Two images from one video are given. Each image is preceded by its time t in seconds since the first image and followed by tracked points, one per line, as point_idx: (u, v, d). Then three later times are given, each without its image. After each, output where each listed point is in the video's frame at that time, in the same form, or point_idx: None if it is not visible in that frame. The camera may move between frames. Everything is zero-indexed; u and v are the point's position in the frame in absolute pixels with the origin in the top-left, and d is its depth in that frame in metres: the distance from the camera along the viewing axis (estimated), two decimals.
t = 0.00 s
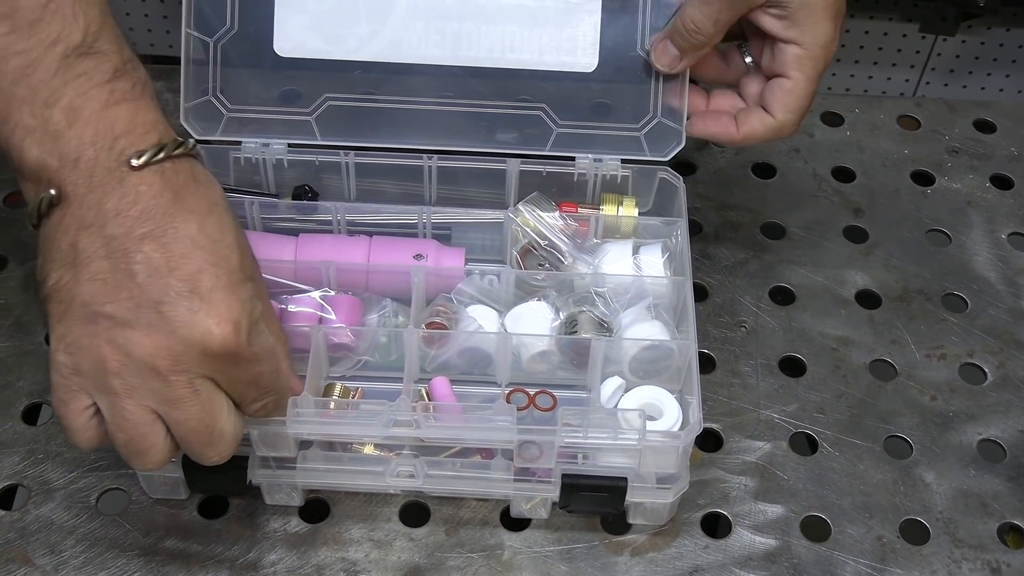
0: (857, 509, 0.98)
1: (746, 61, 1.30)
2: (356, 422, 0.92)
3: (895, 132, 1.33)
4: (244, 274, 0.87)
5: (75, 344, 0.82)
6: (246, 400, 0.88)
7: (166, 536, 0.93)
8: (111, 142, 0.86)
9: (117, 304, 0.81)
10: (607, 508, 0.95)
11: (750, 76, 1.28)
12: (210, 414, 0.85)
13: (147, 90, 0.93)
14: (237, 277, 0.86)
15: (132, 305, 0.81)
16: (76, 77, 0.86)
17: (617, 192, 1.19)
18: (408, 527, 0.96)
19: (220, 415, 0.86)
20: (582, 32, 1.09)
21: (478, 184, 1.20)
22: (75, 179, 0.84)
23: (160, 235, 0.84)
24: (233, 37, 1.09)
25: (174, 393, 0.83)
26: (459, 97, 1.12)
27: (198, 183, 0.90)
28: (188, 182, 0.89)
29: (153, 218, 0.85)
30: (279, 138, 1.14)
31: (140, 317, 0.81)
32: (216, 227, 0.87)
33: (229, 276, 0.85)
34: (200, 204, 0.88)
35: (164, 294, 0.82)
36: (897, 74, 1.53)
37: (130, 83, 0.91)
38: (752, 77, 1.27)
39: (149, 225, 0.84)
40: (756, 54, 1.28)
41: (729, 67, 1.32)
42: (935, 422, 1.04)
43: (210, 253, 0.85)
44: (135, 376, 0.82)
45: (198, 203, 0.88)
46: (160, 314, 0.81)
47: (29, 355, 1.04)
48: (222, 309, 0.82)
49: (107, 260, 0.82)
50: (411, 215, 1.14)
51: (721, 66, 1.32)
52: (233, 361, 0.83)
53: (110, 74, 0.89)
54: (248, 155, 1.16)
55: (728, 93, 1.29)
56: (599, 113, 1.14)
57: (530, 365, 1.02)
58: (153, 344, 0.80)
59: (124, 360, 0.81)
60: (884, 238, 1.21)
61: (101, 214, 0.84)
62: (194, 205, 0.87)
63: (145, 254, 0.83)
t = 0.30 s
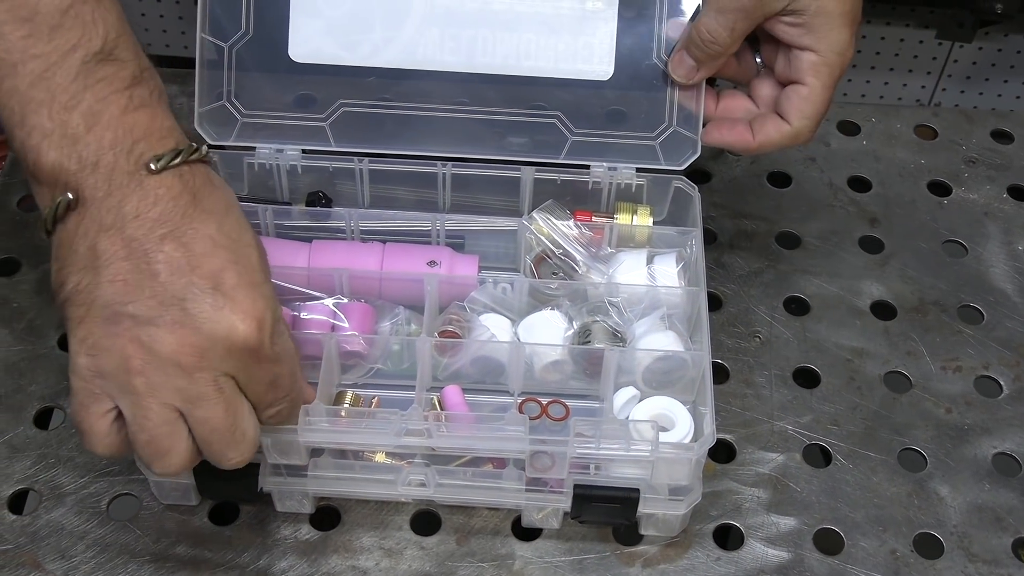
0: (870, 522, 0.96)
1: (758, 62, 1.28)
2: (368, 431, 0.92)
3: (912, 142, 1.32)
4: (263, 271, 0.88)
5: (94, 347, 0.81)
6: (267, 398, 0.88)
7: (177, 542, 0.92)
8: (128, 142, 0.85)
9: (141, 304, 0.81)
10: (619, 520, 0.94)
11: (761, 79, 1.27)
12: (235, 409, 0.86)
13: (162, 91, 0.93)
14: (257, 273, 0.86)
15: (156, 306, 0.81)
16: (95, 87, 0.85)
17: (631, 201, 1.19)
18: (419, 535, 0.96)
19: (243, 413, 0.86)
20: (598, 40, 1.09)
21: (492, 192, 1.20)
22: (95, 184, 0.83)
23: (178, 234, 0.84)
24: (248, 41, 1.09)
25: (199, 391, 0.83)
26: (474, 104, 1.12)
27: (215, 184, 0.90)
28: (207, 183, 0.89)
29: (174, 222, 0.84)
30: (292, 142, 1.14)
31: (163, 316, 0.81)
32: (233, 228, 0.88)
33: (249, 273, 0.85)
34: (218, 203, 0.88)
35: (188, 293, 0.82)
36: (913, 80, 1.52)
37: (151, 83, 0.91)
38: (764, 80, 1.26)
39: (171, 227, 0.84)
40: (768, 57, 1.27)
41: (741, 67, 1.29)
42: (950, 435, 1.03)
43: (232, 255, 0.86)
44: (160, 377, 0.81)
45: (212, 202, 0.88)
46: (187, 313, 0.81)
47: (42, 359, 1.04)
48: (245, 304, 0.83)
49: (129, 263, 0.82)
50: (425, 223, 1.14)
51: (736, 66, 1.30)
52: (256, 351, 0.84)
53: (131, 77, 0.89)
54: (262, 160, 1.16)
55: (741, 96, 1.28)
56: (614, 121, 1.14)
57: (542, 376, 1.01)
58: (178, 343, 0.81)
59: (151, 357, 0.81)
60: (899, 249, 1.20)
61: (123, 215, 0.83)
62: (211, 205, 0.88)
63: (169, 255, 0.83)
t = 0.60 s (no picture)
0: (883, 533, 0.95)
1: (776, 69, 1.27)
2: (381, 435, 0.92)
3: (929, 151, 1.31)
4: (289, 137, 0.93)
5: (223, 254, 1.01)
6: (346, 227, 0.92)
7: (188, 545, 0.92)
8: (154, 85, 0.96)
9: (187, 212, 0.92)
10: (629, 528, 0.94)
11: (779, 85, 1.26)
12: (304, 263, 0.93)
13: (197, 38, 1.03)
14: (289, 141, 0.92)
15: (199, 214, 0.92)
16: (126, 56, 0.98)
17: (646, 208, 1.19)
18: (430, 541, 0.95)
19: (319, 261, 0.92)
20: (615, 48, 1.11)
21: (508, 198, 1.20)
22: (135, 128, 0.97)
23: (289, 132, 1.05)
24: (264, 45, 1.11)
25: (263, 261, 0.92)
26: (490, 109, 1.14)
27: (242, 87, 0.97)
28: (230, 88, 0.97)
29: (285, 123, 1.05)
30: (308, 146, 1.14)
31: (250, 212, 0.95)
32: (260, 115, 0.94)
33: (276, 143, 0.92)
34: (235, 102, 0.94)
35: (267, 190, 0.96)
36: (930, 87, 1.52)
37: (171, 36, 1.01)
38: (782, 86, 1.26)
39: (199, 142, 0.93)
40: (786, 63, 1.26)
41: (759, 73, 1.29)
42: (964, 446, 1.02)
43: (259, 134, 0.93)
44: (224, 264, 0.93)
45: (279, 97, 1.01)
46: (224, 218, 0.93)
47: (54, 360, 1.04)
48: (291, 176, 0.93)
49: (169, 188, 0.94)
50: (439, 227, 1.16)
51: (754, 73, 1.29)
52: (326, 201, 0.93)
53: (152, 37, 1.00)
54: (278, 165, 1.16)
55: (759, 102, 1.27)
56: (630, 127, 1.15)
57: (556, 383, 1.01)
58: (223, 236, 0.92)
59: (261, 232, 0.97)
60: (915, 258, 1.19)
61: (159, 143, 0.94)
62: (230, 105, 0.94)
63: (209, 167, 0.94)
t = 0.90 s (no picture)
0: (888, 539, 0.95)
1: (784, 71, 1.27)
2: (386, 440, 0.91)
3: (936, 156, 1.30)
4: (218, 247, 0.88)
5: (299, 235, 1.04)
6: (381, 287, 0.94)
7: (191, 548, 0.92)
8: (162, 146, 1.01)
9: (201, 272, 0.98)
10: (634, 533, 0.93)
11: (786, 87, 1.26)
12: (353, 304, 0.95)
13: (196, 73, 1.04)
14: (222, 237, 0.89)
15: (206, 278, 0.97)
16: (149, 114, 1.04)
17: (652, 212, 1.19)
18: (434, 545, 0.95)
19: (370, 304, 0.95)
20: (623, 52, 1.13)
21: (515, 202, 1.20)
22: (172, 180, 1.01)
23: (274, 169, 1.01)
24: (273, 45, 1.16)
25: (324, 296, 0.96)
26: (494, 112, 1.15)
27: (198, 149, 0.95)
28: (191, 149, 0.95)
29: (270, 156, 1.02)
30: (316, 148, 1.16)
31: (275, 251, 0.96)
32: (204, 188, 0.92)
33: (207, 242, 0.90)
34: (188, 175, 0.93)
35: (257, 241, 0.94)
36: (935, 92, 1.52)
37: (170, 89, 1.02)
38: (789, 89, 1.25)
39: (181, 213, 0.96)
40: (794, 65, 1.26)
41: (766, 76, 1.29)
42: (970, 452, 1.02)
43: (199, 225, 0.90)
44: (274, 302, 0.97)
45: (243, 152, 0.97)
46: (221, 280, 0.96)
47: (60, 361, 1.05)
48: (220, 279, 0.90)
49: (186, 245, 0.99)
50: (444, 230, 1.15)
51: (761, 75, 1.29)
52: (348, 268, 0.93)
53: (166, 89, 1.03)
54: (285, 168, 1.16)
55: (766, 104, 1.27)
56: (638, 131, 1.17)
57: (562, 387, 1.01)
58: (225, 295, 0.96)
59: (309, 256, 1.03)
60: (921, 263, 1.19)
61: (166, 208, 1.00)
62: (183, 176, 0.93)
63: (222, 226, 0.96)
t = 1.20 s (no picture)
0: (886, 538, 0.95)
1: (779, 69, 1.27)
2: (384, 439, 0.92)
3: (932, 155, 1.31)
4: (269, 208, 0.90)
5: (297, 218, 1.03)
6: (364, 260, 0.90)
7: (190, 548, 0.92)
8: (168, 149, 1.01)
9: (229, 261, 0.97)
10: (633, 532, 0.93)
11: (781, 86, 1.26)
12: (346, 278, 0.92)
13: (186, 80, 1.04)
14: (266, 202, 0.90)
15: (237, 266, 0.97)
16: (145, 126, 1.04)
17: (649, 211, 1.19)
18: (432, 545, 0.95)
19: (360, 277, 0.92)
20: (618, 52, 1.13)
21: (513, 202, 1.19)
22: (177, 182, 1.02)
23: (291, 148, 1.03)
24: (268, 46, 1.16)
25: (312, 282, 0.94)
26: (491, 112, 1.15)
27: (215, 134, 0.96)
28: (207, 137, 0.96)
29: (282, 138, 1.03)
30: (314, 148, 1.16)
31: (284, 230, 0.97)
32: (238, 164, 0.94)
33: (249, 209, 0.91)
34: (213, 158, 0.94)
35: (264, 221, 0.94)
36: (932, 91, 1.52)
37: (161, 97, 1.03)
38: (784, 87, 1.26)
39: (206, 202, 0.96)
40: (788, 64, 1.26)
41: (761, 74, 1.29)
42: (968, 450, 1.02)
43: (239, 197, 0.91)
44: (274, 294, 0.96)
45: (258, 134, 0.99)
46: (256, 259, 0.96)
47: (57, 361, 1.05)
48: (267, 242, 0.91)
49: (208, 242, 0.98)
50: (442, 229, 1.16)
51: (756, 74, 1.30)
52: (323, 254, 0.90)
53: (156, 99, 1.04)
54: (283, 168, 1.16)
55: (761, 103, 1.27)
56: (635, 130, 1.17)
57: (561, 386, 1.02)
58: (262, 274, 0.95)
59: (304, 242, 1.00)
60: (918, 262, 1.19)
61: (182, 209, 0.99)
62: (208, 160, 0.94)
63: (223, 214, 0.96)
